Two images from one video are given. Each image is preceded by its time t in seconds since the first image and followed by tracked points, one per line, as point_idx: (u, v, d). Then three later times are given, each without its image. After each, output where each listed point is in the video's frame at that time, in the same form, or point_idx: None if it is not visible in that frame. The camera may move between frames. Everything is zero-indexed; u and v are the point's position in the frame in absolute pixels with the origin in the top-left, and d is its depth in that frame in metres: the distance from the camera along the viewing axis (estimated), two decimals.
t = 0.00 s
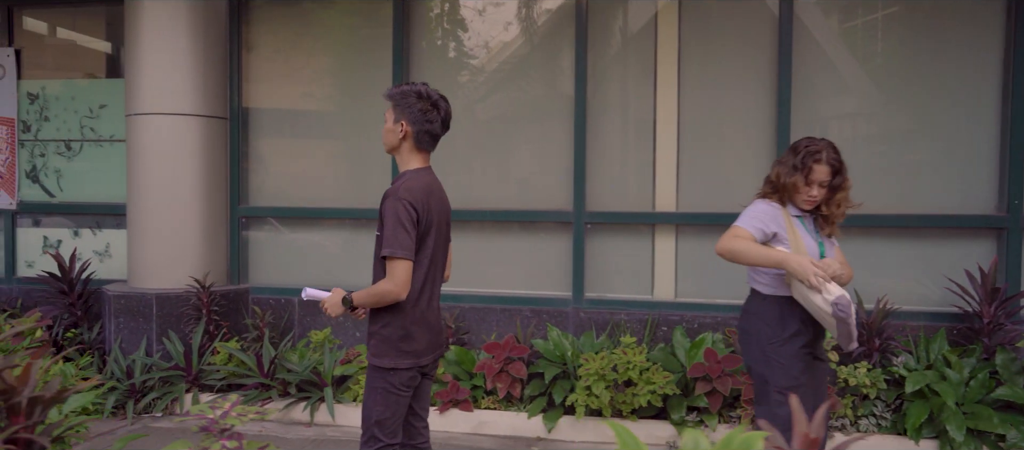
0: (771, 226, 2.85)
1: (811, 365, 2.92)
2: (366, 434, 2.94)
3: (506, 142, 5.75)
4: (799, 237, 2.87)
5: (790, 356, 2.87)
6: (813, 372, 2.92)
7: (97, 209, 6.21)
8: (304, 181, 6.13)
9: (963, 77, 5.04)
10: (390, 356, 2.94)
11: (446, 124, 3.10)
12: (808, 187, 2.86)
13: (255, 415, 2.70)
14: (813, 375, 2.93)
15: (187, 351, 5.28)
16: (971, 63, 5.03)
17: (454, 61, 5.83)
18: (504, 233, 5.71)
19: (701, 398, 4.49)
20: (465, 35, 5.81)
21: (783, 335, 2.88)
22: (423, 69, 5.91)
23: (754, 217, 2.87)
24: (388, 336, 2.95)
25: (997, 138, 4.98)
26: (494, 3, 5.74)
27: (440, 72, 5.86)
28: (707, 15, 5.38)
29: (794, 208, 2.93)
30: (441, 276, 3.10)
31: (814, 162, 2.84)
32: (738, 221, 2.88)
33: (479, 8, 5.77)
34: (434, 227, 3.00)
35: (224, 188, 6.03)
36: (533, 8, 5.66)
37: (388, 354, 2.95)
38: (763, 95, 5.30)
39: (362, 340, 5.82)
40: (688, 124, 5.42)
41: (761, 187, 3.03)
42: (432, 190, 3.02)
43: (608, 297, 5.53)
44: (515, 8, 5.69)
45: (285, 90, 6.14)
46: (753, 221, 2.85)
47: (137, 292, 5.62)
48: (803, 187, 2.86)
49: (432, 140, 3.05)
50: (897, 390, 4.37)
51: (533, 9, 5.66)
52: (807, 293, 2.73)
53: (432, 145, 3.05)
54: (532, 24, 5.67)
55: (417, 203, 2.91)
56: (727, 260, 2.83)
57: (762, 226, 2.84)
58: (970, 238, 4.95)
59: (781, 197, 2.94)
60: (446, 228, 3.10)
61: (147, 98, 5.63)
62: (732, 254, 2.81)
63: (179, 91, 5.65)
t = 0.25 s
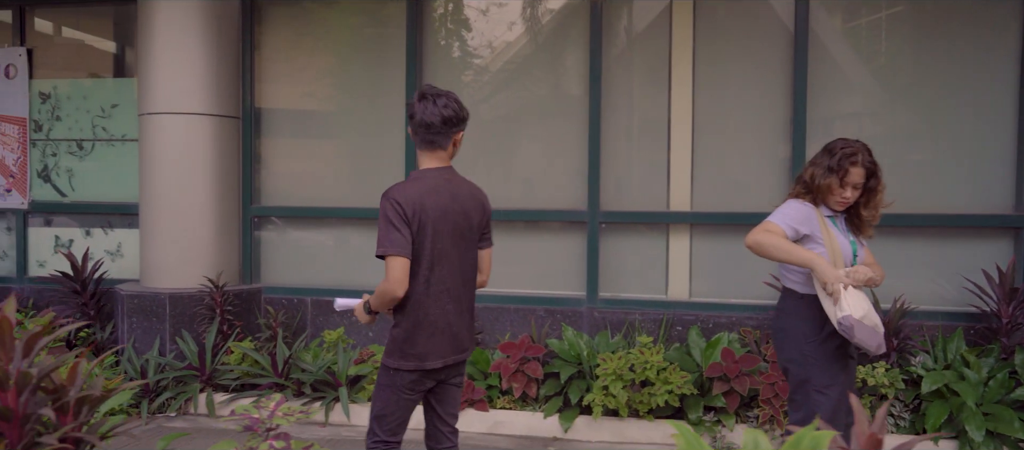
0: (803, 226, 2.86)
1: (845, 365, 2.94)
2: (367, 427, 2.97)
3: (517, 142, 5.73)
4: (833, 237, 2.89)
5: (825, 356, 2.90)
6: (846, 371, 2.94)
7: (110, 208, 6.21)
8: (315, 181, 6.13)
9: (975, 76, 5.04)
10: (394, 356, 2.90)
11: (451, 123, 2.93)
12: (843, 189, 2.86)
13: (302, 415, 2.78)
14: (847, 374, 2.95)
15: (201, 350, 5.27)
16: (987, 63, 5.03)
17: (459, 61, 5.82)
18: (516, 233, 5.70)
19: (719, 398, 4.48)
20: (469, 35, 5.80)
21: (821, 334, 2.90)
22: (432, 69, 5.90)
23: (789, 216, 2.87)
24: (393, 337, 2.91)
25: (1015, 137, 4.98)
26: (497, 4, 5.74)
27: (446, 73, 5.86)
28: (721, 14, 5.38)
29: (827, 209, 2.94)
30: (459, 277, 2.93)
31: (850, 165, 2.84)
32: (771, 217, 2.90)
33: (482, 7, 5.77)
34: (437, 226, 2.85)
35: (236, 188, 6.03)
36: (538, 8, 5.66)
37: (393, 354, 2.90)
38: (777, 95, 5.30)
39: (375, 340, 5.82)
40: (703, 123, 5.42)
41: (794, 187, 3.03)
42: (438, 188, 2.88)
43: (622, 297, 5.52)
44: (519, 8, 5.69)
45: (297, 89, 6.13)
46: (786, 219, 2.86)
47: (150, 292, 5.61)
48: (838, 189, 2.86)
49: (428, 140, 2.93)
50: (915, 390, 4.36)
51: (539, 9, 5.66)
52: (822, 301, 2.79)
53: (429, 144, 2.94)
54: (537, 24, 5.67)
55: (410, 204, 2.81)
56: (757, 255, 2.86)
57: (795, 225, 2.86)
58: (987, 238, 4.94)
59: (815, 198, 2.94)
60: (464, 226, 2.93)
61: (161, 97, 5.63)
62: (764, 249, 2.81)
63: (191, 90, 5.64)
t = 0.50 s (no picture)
0: (824, 226, 2.86)
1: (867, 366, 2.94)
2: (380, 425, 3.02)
3: (524, 141, 5.73)
4: (857, 239, 2.89)
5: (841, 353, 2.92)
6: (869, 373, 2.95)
7: (117, 208, 6.21)
8: (322, 181, 6.12)
9: (983, 75, 5.04)
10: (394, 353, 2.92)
11: (458, 121, 2.89)
12: (864, 191, 2.86)
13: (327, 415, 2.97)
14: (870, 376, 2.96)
15: (209, 350, 5.27)
16: (996, 61, 5.02)
17: (462, 61, 5.82)
18: (524, 233, 5.71)
19: (730, 397, 4.48)
20: (471, 35, 5.80)
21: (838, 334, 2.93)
22: (437, 69, 5.90)
23: (812, 217, 2.86)
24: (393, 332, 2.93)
25: None
26: (499, 4, 5.74)
27: (450, 73, 5.86)
28: (728, 13, 5.37)
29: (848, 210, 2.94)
30: (458, 278, 2.85)
31: (874, 168, 2.82)
32: (793, 215, 2.90)
33: (485, 7, 5.77)
34: (433, 224, 2.81)
35: (244, 188, 6.03)
36: (541, 8, 5.66)
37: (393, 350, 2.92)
38: (786, 94, 5.30)
39: (383, 339, 5.84)
40: (711, 123, 5.41)
41: (815, 187, 3.03)
42: (439, 186, 2.84)
43: (630, 296, 5.52)
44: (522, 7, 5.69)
45: (304, 88, 6.13)
46: (808, 219, 2.87)
47: (159, 291, 5.61)
48: (859, 191, 2.85)
49: (435, 139, 2.92)
50: (925, 389, 4.37)
51: (541, 9, 5.66)
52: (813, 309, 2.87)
53: (437, 143, 2.92)
54: (540, 24, 5.67)
55: (403, 201, 2.81)
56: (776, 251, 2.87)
57: (817, 225, 2.87)
58: (995, 237, 4.94)
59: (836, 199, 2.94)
60: (467, 225, 2.85)
61: (170, 97, 5.62)
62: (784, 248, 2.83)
63: (199, 90, 5.64)
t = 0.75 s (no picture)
0: (831, 226, 2.85)
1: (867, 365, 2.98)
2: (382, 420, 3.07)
3: (524, 140, 5.73)
4: (860, 239, 2.89)
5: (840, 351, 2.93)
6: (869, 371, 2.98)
7: (117, 209, 6.20)
8: (322, 181, 6.12)
9: (982, 75, 5.05)
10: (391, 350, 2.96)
11: (457, 121, 2.90)
12: (867, 191, 2.87)
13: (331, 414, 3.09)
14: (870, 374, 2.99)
15: (209, 350, 5.27)
16: (995, 61, 5.04)
17: (460, 61, 5.83)
18: (524, 232, 5.72)
19: (730, 396, 4.49)
20: (470, 35, 5.81)
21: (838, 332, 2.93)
22: (436, 69, 5.90)
23: (819, 215, 2.84)
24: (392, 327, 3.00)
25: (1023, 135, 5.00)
26: (498, 4, 5.74)
27: (448, 74, 5.87)
28: (728, 14, 5.38)
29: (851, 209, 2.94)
30: (447, 277, 2.83)
31: (876, 167, 2.84)
32: (800, 214, 2.87)
33: (484, 7, 5.77)
34: (422, 224, 2.81)
35: (244, 188, 6.03)
36: (540, 8, 5.67)
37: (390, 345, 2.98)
38: (785, 94, 5.31)
39: (383, 339, 5.86)
40: (711, 123, 5.42)
41: (817, 186, 3.03)
42: (431, 186, 2.84)
43: (630, 295, 5.53)
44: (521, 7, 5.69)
45: (303, 89, 6.13)
46: (815, 218, 2.84)
47: (159, 292, 5.61)
48: (861, 191, 2.86)
49: (437, 138, 2.94)
50: (925, 388, 4.38)
51: (541, 9, 5.66)
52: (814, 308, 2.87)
53: (438, 142, 2.94)
54: (539, 25, 5.67)
55: (394, 200, 2.85)
56: (786, 252, 2.83)
57: (824, 224, 2.85)
58: (994, 236, 4.95)
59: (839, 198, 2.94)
60: (458, 224, 2.82)
61: (169, 97, 5.62)
62: (793, 249, 2.80)
63: (199, 91, 5.64)
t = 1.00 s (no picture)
0: (817, 224, 2.87)
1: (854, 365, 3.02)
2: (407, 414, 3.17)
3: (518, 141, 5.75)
4: (848, 238, 2.91)
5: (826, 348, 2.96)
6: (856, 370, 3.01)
7: (109, 209, 6.19)
8: (315, 181, 6.12)
9: (973, 76, 5.09)
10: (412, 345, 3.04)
11: (471, 127, 2.89)
12: (854, 189, 2.89)
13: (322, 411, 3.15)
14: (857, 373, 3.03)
15: (202, 350, 5.26)
16: (985, 63, 5.07)
17: (455, 61, 5.84)
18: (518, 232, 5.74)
19: (721, 395, 4.51)
20: (465, 35, 5.82)
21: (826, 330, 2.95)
22: (430, 68, 5.90)
23: (806, 214, 2.87)
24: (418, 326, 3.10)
25: (1014, 135, 5.03)
26: (493, 4, 5.75)
27: (441, 74, 5.88)
28: (721, 14, 5.41)
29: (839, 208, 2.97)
30: (447, 283, 2.83)
31: (863, 165, 2.86)
32: (788, 211, 2.90)
33: (479, 7, 5.78)
34: (431, 228, 2.86)
35: (237, 188, 6.02)
36: (534, 8, 5.68)
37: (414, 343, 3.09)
38: (777, 94, 5.34)
39: (377, 339, 5.86)
40: (703, 123, 5.44)
41: (805, 185, 3.06)
42: (443, 190, 2.87)
43: (622, 295, 5.55)
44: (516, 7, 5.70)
45: (297, 88, 6.12)
46: (803, 215, 2.86)
47: (151, 292, 5.60)
48: (848, 189, 2.88)
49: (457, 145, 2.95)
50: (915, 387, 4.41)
51: (535, 9, 5.68)
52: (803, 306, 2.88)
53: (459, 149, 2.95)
54: (534, 25, 5.68)
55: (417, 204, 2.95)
56: (771, 248, 2.87)
57: (811, 222, 2.87)
58: (983, 236, 4.99)
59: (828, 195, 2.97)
60: (461, 230, 2.80)
61: (163, 96, 5.61)
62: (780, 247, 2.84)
63: (192, 90, 5.63)
